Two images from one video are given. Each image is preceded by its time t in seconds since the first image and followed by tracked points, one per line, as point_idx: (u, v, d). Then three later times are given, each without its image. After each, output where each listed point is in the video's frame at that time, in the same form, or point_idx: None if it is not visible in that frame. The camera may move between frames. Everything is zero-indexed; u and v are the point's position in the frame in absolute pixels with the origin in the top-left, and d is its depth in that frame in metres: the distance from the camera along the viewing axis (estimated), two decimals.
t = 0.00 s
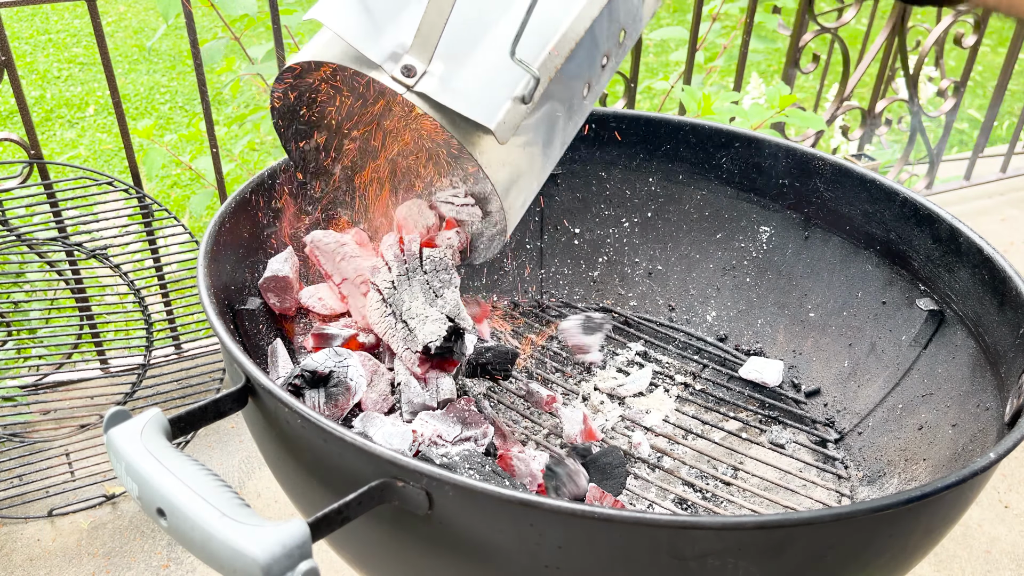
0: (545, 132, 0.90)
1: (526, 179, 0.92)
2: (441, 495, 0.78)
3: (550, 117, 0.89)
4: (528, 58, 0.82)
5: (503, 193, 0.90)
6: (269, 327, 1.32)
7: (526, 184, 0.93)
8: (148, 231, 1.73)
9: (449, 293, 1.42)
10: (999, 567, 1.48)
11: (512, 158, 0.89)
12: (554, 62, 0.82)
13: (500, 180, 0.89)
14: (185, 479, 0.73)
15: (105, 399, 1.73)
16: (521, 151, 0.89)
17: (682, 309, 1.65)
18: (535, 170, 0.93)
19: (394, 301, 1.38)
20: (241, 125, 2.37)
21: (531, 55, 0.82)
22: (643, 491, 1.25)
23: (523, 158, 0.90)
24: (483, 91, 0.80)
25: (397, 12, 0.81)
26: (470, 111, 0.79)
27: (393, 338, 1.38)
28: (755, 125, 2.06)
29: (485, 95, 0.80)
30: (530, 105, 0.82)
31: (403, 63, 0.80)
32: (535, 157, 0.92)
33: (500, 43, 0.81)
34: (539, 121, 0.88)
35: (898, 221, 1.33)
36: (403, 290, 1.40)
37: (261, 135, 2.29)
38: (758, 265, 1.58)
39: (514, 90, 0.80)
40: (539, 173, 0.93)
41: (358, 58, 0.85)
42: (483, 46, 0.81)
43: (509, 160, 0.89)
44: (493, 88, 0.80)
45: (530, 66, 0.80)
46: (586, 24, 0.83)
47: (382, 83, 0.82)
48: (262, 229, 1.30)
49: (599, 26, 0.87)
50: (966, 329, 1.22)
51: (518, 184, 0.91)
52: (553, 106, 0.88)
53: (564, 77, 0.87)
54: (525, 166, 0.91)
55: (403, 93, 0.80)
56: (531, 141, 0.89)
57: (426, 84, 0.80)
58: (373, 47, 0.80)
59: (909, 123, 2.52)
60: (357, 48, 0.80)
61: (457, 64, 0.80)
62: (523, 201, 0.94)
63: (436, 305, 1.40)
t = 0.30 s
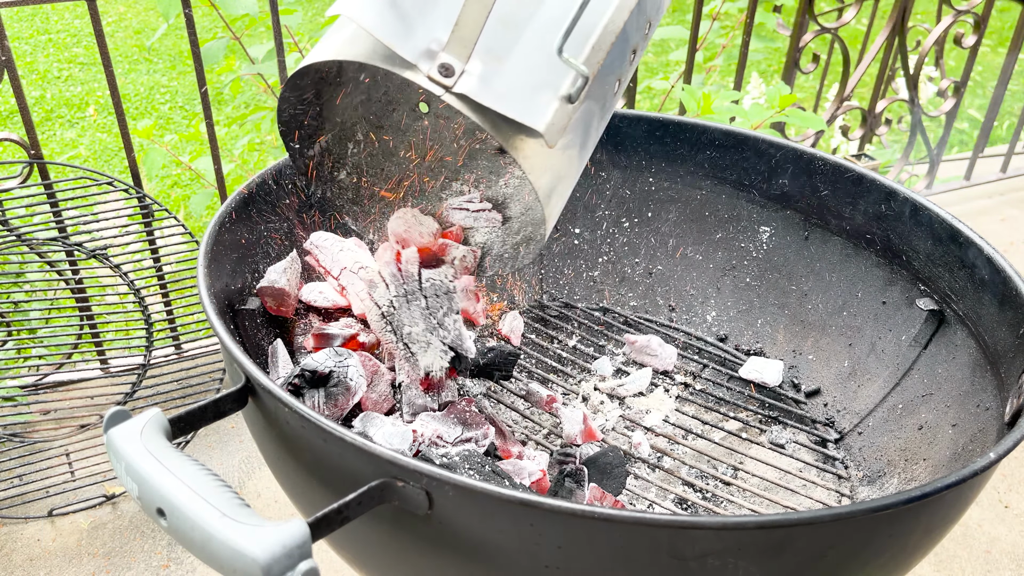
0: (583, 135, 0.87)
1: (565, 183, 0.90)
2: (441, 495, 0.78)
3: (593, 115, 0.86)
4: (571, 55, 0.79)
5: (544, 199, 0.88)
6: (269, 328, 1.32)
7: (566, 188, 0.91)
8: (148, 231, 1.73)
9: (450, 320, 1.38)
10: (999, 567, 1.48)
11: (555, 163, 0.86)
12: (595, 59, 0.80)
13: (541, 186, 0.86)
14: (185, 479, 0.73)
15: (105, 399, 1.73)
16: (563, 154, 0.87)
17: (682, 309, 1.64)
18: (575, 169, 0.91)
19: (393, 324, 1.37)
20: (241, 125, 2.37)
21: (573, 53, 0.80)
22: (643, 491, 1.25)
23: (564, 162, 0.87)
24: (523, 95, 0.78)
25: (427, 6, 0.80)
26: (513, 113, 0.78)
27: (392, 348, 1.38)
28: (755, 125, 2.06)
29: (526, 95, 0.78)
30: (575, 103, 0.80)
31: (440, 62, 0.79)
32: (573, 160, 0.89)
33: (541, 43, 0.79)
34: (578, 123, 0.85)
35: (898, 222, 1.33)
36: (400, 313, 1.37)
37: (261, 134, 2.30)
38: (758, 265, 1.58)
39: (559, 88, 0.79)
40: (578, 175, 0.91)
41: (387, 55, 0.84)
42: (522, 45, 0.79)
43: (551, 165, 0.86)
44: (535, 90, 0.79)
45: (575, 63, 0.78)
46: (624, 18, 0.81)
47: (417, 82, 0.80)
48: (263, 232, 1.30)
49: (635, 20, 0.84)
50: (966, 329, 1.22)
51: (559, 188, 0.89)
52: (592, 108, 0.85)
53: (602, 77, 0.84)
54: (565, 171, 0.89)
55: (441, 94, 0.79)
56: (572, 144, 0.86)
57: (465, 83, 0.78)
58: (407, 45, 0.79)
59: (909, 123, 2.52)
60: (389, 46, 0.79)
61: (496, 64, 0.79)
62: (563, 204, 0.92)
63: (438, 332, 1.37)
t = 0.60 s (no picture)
0: (642, 151, 0.82)
1: (628, 207, 0.83)
2: (441, 495, 0.78)
3: (650, 132, 0.82)
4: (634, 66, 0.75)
5: (611, 223, 0.81)
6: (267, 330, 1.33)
7: (628, 212, 0.84)
8: (148, 231, 1.73)
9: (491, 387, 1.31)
10: (998, 567, 1.48)
11: (618, 182, 0.80)
12: (659, 70, 0.76)
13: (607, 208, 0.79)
14: (185, 479, 0.73)
15: (105, 399, 1.73)
16: (625, 171, 0.80)
17: (682, 309, 1.64)
18: (635, 191, 0.84)
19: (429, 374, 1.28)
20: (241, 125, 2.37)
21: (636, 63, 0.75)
22: (643, 491, 1.25)
23: (626, 181, 0.81)
24: (586, 106, 0.73)
25: (478, 18, 0.74)
26: (578, 124, 0.72)
27: (421, 392, 1.30)
28: (755, 125, 2.06)
29: (591, 107, 0.73)
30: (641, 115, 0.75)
31: (494, 75, 0.73)
32: (632, 181, 0.83)
33: (602, 52, 0.74)
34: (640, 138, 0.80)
35: (897, 222, 1.33)
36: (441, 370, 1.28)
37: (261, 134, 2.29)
38: (758, 265, 1.58)
39: (625, 98, 0.73)
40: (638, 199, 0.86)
41: (434, 70, 0.78)
42: (581, 54, 0.74)
43: (614, 185, 0.79)
44: (600, 99, 0.73)
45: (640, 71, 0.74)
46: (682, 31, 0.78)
47: (469, 97, 0.74)
48: (265, 230, 1.31)
49: (687, 36, 0.82)
50: (965, 329, 1.22)
51: (622, 212, 0.82)
52: (652, 123, 0.81)
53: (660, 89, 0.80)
54: (627, 193, 0.82)
55: (497, 109, 0.73)
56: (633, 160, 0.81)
57: (522, 97, 0.73)
58: (456, 58, 0.73)
59: (909, 123, 2.52)
60: (439, 58, 0.73)
61: (554, 75, 0.74)
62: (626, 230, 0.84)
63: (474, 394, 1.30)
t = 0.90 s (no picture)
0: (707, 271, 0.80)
1: (693, 328, 0.80)
2: (441, 495, 0.78)
3: (711, 253, 0.80)
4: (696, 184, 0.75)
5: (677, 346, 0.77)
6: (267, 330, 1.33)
7: (693, 334, 0.80)
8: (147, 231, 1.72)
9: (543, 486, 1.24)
10: (999, 567, 1.48)
11: (686, 304, 0.76)
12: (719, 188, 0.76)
13: (675, 332, 0.75)
14: (184, 479, 0.73)
15: (105, 399, 1.73)
16: (691, 294, 0.77)
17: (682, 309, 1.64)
18: (700, 313, 0.81)
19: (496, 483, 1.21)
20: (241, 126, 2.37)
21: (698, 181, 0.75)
22: (643, 492, 1.25)
23: (692, 302, 0.78)
24: (648, 232, 0.72)
25: (535, 146, 0.75)
26: (641, 253, 0.71)
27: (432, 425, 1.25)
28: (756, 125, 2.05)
29: (654, 232, 0.72)
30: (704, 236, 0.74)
31: (554, 207, 0.73)
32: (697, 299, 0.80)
33: (664, 177, 0.74)
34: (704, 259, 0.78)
35: (898, 222, 1.33)
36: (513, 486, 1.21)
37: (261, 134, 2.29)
38: (758, 265, 1.57)
39: (688, 220, 0.72)
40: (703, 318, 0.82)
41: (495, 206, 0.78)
42: (642, 179, 0.73)
43: (681, 308, 0.76)
44: (663, 224, 0.72)
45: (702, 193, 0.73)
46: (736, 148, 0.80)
47: (530, 230, 0.74)
48: (266, 229, 1.31)
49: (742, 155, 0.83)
50: (965, 329, 1.22)
51: (689, 334, 0.79)
52: (714, 242, 0.79)
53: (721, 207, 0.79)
54: (694, 313, 0.79)
55: (558, 241, 0.72)
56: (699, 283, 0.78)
57: (583, 225, 0.72)
58: (517, 193, 0.74)
59: (909, 123, 2.52)
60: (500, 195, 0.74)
61: (615, 201, 0.72)
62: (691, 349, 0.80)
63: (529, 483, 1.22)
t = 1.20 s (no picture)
0: (681, 269, 0.89)
1: (665, 322, 0.89)
2: (441, 495, 0.78)
3: (684, 254, 0.88)
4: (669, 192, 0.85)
5: (646, 338, 0.86)
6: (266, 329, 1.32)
7: (664, 328, 0.89)
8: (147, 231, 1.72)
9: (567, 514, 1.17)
10: (999, 567, 1.48)
11: (655, 298, 0.86)
12: (693, 193, 0.86)
13: (644, 324, 0.85)
14: (184, 480, 0.73)
15: (105, 399, 1.73)
16: (662, 290, 0.87)
17: (682, 309, 1.64)
18: (673, 307, 0.90)
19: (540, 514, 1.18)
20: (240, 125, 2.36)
21: (671, 189, 0.85)
22: (643, 492, 1.25)
23: (663, 298, 0.87)
24: (620, 234, 0.82)
25: (523, 147, 0.86)
26: (612, 249, 0.81)
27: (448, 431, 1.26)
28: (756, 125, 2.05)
29: (625, 235, 0.82)
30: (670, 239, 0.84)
31: (537, 203, 0.83)
32: (670, 297, 0.89)
33: (639, 184, 0.85)
34: (675, 259, 0.87)
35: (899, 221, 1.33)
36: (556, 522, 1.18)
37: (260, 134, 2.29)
38: (758, 265, 1.57)
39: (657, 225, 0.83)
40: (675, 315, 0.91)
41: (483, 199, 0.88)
42: (617, 185, 0.85)
43: (651, 302, 0.85)
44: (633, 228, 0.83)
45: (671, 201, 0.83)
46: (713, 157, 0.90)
47: (514, 223, 0.84)
48: (265, 230, 1.31)
49: (723, 161, 0.93)
50: (966, 329, 1.22)
51: (660, 326, 0.88)
52: (689, 244, 0.88)
53: (699, 212, 0.88)
54: (664, 306, 0.88)
55: (538, 234, 0.83)
56: (670, 280, 0.88)
57: (561, 223, 0.83)
58: (504, 188, 0.84)
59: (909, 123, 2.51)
60: (487, 187, 0.84)
61: (590, 202, 0.84)
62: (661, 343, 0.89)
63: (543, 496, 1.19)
